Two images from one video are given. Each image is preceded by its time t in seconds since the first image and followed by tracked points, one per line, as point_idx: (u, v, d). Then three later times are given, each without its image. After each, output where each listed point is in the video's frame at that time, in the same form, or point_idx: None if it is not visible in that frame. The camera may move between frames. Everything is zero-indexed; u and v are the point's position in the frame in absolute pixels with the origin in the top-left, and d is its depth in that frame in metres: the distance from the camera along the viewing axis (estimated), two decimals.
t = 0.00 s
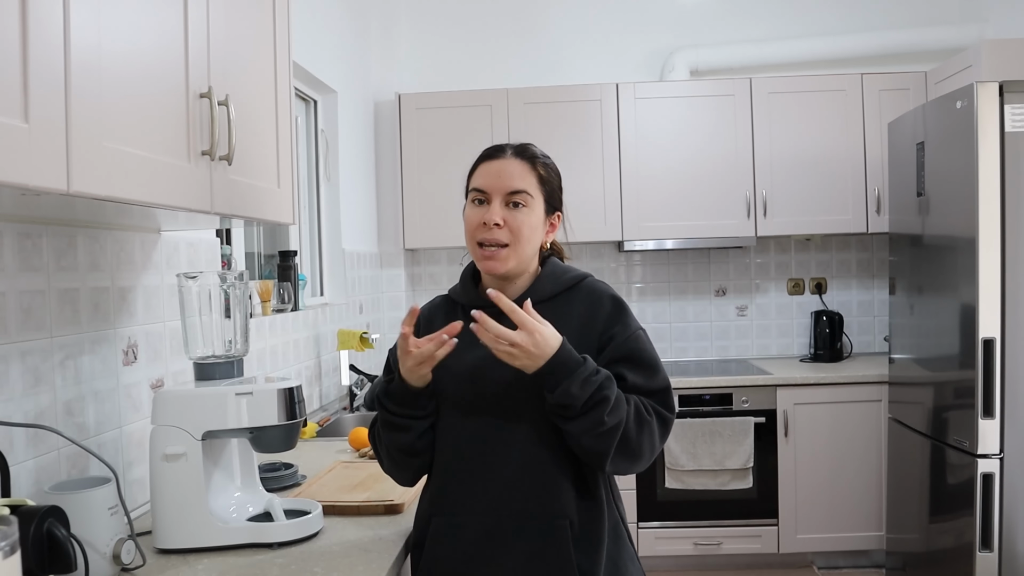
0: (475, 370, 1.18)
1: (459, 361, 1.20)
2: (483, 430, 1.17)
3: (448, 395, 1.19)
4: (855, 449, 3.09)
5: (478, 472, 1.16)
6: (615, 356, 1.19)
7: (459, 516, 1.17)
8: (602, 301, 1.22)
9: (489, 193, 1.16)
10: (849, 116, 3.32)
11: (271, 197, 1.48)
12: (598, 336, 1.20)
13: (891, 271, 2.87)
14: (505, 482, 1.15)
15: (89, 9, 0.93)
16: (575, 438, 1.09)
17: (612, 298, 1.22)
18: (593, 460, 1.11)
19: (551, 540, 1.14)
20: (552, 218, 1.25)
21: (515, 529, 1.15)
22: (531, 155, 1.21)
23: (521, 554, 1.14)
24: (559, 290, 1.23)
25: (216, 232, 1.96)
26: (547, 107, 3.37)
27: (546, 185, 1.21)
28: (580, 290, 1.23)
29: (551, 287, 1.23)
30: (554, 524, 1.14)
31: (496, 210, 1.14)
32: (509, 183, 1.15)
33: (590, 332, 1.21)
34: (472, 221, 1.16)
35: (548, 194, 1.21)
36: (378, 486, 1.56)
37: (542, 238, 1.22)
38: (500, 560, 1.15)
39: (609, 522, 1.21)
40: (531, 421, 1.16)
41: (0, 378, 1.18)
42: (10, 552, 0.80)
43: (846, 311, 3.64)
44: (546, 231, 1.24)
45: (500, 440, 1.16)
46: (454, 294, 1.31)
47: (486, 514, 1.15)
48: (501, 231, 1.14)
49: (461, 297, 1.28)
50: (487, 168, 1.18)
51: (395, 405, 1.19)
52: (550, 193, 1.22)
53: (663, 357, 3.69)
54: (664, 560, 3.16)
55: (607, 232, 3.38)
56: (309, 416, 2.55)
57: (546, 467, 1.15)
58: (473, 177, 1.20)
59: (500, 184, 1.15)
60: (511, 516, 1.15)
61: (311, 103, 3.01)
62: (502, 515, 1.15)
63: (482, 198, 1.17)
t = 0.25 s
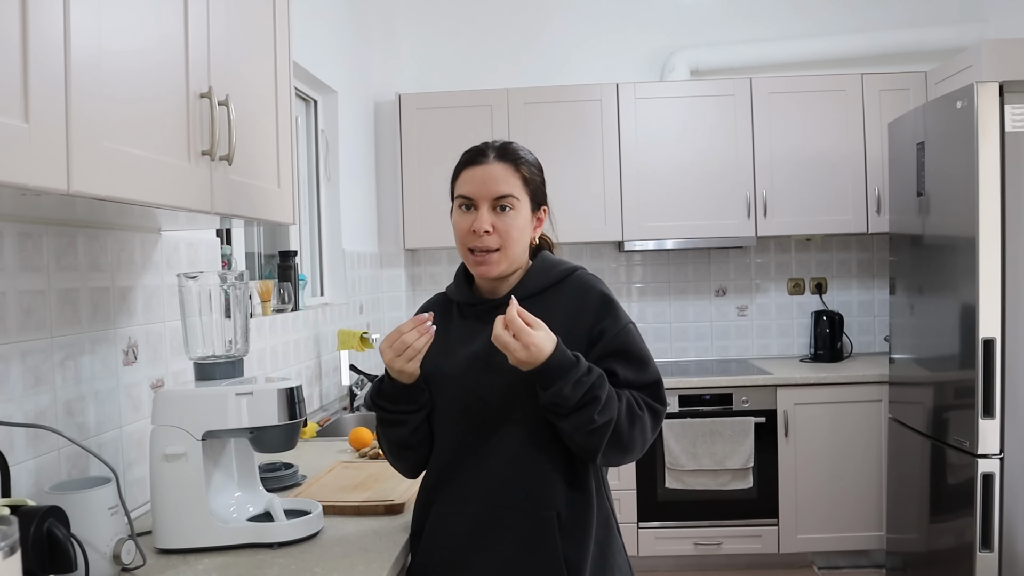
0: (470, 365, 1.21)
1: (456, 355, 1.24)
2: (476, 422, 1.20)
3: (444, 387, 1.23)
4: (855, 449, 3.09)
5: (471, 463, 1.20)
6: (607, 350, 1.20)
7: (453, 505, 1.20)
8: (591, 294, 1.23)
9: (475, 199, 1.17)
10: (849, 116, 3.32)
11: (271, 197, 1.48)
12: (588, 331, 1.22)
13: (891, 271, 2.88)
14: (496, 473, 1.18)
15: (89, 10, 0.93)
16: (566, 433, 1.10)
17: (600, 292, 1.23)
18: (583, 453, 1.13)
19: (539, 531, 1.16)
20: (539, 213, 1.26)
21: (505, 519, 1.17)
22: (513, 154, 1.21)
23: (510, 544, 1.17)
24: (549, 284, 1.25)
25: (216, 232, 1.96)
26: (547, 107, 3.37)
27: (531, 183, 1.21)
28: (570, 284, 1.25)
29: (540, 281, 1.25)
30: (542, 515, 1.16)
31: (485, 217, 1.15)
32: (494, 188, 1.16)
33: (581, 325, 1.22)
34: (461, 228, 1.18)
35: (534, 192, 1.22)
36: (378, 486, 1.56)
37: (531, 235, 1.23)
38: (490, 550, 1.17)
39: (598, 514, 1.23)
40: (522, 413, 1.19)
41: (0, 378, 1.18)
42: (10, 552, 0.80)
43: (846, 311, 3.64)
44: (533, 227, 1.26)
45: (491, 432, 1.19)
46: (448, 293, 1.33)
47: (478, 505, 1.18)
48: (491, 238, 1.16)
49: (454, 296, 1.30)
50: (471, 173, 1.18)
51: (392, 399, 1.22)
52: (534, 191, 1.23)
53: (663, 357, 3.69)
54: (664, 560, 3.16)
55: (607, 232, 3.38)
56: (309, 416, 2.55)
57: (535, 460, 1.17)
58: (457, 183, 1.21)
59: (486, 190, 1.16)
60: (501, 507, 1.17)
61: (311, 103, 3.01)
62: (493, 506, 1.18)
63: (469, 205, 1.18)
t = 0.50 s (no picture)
0: (465, 369, 1.23)
1: (454, 360, 1.25)
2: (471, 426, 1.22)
3: (440, 391, 1.25)
4: (855, 449, 3.08)
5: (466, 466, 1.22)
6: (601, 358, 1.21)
7: (446, 506, 1.22)
8: (585, 302, 1.24)
9: (468, 211, 1.18)
10: (849, 116, 3.32)
11: (271, 197, 1.48)
12: (582, 339, 1.23)
13: (891, 271, 2.89)
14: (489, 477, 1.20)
15: (90, 10, 0.93)
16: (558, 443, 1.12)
17: (593, 301, 1.23)
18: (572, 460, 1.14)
19: (528, 535, 1.18)
20: (534, 220, 1.26)
21: (496, 523, 1.19)
22: (506, 163, 1.21)
23: (500, 546, 1.19)
24: (545, 290, 1.26)
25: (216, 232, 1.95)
26: (547, 107, 3.37)
27: (525, 191, 1.21)
28: (565, 290, 1.26)
29: (536, 287, 1.26)
30: (532, 519, 1.18)
31: (477, 227, 1.16)
32: (486, 199, 1.16)
33: (575, 333, 1.23)
34: (455, 239, 1.18)
35: (528, 199, 1.22)
36: (378, 486, 1.56)
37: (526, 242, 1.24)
38: (481, 551, 1.20)
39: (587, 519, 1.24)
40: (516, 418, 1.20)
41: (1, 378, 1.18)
42: (10, 553, 0.80)
43: (846, 311, 3.64)
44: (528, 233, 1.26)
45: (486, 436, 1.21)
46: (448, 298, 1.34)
47: (470, 507, 1.20)
48: (484, 248, 1.16)
49: (455, 301, 1.32)
50: (464, 184, 1.18)
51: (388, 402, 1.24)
52: (528, 199, 1.23)
53: (663, 357, 3.68)
54: (665, 560, 3.16)
55: (607, 232, 3.38)
56: (309, 416, 2.55)
57: (528, 466, 1.19)
58: (451, 194, 1.22)
59: (479, 201, 1.16)
60: (492, 510, 1.19)
61: (311, 103, 3.01)
62: (484, 509, 1.20)
63: (462, 216, 1.18)
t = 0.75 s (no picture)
0: (454, 369, 1.23)
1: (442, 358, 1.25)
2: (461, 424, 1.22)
3: (428, 390, 1.25)
4: (855, 449, 3.08)
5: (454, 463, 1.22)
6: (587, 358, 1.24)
7: (437, 503, 1.24)
8: (572, 306, 1.26)
9: (462, 215, 1.18)
10: (849, 116, 3.32)
11: (271, 197, 1.48)
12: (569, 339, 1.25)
13: (891, 271, 2.89)
14: (479, 473, 1.21)
15: (90, 10, 0.93)
16: (551, 422, 1.13)
17: (580, 306, 1.25)
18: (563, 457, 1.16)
19: (519, 530, 1.20)
20: (526, 224, 1.27)
21: (487, 518, 1.21)
22: (501, 168, 1.21)
23: (491, 540, 1.21)
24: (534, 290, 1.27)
25: (217, 232, 1.95)
26: (547, 107, 3.37)
27: (518, 196, 1.22)
28: (553, 292, 1.27)
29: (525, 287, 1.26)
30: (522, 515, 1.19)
31: (471, 232, 1.17)
32: (481, 204, 1.17)
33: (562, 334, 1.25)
34: (449, 242, 1.19)
35: (521, 204, 1.22)
36: (378, 486, 1.56)
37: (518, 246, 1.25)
38: (472, 545, 1.22)
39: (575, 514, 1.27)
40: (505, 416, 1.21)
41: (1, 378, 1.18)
42: (10, 552, 0.80)
43: (846, 311, 3.64)
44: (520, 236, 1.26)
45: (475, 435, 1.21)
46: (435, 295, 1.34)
47: (461, 503, 1.22)
48: (477, 253, 1.17)
49: (442, 298, 1.32)
50: (459, 188, 1.18)
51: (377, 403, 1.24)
52: (521, 204, 1.23)
53: (663, 357, 3.69)
54: (665, 560, 3.16)
55: (607, 232, 3.38)
56: (309, 416, 2.55)
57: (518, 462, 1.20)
58: (445, 196, 1.21)
59: (474, 206, 1.17)
60: (484, 505, 1.21)
61: (312, 104, 3.01)
62: (476, 504, 1.21)
63: (456, 220, 1.19)
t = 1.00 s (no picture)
0: (446, 370, 1.24)
1: (431, 356, 1.26)
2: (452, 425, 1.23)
3: (419, 392, 1.26)
4: (855, 449, 3.08)
5: (445, 463, 1.23)
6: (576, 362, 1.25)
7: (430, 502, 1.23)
8: (561, 309, 1.27)
9: (445, 224, 1.18)
10: (849, 116, 3.32)
11: (271, 197, 1.48)
12: (557, 342, 1.27)
13: (891, 271, 2.89)
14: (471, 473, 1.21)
15: (90, 10, 0.93)
16: (541, 446, 1.16)
17: (568, 309, 1.27)
18: (551, 463, 1.19)
19: (513, 528, 1.20)
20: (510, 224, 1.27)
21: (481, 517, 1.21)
22: (480, 172, 1.20)
23: (485, 538, 1.21)
24: (522, 292, 1.28)
25: (217, 232, 1.95)
26: (547, 107, 3.37)
27: (499, 199, 1.22)
28: (540, 295, 1.29)
29: (513, 288, 1.28)
30: (516, 513, 1.20)
31: (455, 241, 1.17)
32: (462, 212, 1.17)
33: (550, 337, 1.27)
34: (435, 252, 1.20)
35: (503, 206, 1.23)
36: (378, 486, 1.56)
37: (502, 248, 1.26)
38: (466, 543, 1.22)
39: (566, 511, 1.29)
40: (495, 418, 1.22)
41: (1, 378, 1.18)
42: (10, 552, 0.80)
43: (846, 311, 3.64)
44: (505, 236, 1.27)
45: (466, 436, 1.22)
46: (421, 292, 1.34)
47: (453, 502, 1.22)
48: (464, 261, 1.18)
49: (428, 296, 1.32)
50: (440, 197, 1.18)
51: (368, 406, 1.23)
52: (504, 206, 1.23)
53: (663, 357, 3.69)
54: (665, 560, 3.16)
55: (607, 232, 3.38)
56: (309, 416, 2.55)
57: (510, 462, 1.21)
58: (427, 205, 1.21)
59: (456, 215, 1.17)
60: (477, 505, 1.21)
61: (312, 104, 3.01)
62: (470, 503, 1.21)
63: (439, 229, 1.19)
